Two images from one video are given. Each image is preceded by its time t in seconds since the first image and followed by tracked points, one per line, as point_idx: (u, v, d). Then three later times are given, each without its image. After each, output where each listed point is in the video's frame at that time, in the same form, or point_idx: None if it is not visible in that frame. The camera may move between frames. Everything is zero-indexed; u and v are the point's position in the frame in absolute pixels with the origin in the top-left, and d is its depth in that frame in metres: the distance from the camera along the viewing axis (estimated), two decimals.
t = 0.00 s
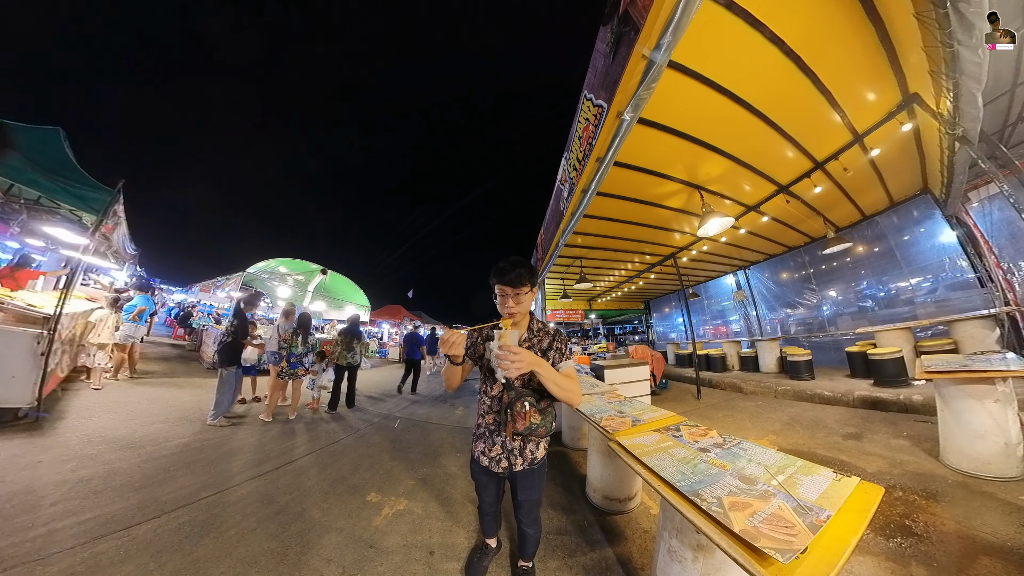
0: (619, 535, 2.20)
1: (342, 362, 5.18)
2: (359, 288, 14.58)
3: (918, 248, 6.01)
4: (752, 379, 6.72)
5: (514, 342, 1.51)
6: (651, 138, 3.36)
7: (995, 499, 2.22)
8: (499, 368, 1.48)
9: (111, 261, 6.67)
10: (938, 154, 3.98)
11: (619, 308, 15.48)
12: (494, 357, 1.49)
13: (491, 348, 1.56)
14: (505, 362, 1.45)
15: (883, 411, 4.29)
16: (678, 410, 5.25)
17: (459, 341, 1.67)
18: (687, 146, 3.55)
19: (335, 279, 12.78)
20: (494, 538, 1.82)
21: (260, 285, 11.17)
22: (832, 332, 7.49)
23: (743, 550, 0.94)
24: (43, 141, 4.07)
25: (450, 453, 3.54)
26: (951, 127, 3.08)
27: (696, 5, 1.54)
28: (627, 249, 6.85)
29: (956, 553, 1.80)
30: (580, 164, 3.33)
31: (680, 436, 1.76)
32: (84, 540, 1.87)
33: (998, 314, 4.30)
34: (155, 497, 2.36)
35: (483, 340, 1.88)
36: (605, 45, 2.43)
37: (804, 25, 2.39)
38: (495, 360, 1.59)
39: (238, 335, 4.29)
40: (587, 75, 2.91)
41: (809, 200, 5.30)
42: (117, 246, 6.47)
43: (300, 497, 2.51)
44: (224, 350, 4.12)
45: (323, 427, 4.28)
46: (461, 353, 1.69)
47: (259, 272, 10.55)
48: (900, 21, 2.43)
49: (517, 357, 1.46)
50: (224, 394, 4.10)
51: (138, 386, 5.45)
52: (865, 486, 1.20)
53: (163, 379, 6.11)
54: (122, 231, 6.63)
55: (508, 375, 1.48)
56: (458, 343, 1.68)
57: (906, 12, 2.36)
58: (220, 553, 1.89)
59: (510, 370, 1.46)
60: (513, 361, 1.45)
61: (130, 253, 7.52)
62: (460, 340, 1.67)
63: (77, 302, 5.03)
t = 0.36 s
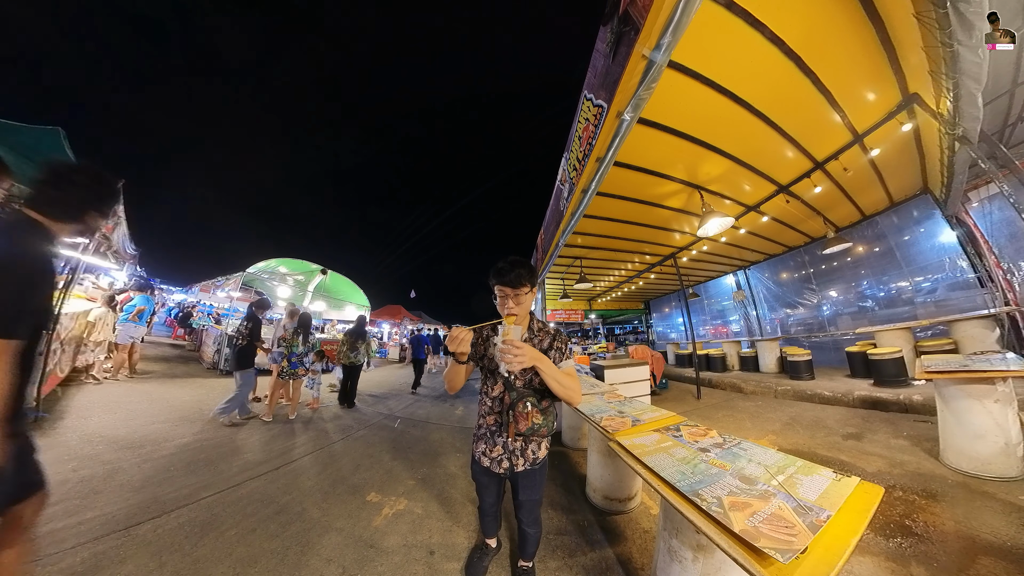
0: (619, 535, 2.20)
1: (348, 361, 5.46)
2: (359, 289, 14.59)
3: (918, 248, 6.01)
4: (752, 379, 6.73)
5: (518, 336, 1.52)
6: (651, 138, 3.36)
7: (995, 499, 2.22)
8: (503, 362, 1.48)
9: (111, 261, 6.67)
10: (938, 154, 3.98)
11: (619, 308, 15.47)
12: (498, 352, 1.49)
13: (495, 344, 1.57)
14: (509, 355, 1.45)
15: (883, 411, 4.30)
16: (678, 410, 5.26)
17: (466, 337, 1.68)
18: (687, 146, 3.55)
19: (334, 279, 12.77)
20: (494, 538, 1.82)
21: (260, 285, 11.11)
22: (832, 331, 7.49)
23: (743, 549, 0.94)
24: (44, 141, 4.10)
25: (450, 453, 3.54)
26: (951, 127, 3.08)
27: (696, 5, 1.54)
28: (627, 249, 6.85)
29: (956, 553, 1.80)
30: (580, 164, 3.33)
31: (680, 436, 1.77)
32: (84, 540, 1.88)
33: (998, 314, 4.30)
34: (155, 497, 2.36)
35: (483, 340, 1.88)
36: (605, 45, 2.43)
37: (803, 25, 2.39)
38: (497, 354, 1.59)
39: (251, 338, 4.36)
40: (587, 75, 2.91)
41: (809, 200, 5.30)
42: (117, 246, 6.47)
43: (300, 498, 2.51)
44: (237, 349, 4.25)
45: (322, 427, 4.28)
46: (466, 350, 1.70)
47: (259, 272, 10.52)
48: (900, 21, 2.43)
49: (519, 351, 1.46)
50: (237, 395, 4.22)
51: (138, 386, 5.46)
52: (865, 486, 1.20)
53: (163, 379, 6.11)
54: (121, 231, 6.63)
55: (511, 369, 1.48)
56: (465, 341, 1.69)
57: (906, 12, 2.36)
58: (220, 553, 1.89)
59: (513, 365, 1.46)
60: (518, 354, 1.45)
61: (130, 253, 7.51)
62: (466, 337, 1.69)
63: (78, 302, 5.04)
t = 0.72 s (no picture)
0: (619, 536, 2.20)
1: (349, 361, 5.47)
2: (359, 289, 14.60)
3: (918, 248, 6.01)
4: (752, 379, 6.73)
5: (518, 336, 1.52)
6: (651, 138, 3.36)
7: (994, 499, 2.22)
8: (503, 363, 1.47)
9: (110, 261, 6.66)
10: (939, 154, 3.98)
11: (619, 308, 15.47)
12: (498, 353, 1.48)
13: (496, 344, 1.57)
14: (510, 356, 1.45)
15: (883, 411, 4.29)
16: (678, 410, 5.26)
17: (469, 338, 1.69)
18: (687, 146, 3.56)
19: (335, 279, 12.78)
20: (494, 538, 1.82)
21: (260, 285, 11.11)
22: (832, 331, 7.49)
23: (743, 550, 0.94)
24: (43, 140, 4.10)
25: (450, 453, 3.54)
26: (951, 127, 3.08)
27: (696, 5, 1.54)
28: (628, 249, 6.85)
29: (957, 553, 1.80)
30: (580, 164, 3.33)
31: (680, 436, 1.77)
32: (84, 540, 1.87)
33: (998, 314, 4.30)
34: (155, 497, 2.36)
35: (484, 340, 1.88)
36: (605, 45, 2.43)
37: (804, 25, 2.39)
38: (497, 354, 1.59)
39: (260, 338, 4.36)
40: (587, 75, 2.91)
41: (809, 201, 5.30)
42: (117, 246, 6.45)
43: (301, 497, 2.51)
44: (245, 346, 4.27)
45: (322, 427, 4.28)
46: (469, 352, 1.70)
47: (259, 272, 10.52)
48: (900, 21, 2.43)
49: (520, 351, 1.46)
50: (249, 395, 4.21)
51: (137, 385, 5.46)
52: (865, 486, 1.20)
53: (163, 379, 6.10)
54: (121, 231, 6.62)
55: (511, 369, 1.48)
56: (468, 342, 1.69)
57: (906, 12, 2.36)
58: (220, 552, 1.90)
59: (513, 365, 1.46)
60: (518, 355, 1.45)
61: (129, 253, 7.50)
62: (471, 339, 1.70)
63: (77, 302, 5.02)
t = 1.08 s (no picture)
0: (619, 535, 2.20)
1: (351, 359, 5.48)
2: (359, 289, 14.61)
3: (918, 248, 6.01)
4: (752, 379, 6.73)
5: (517, 337, 1.51)
6: (651, 138, 3.36)
7: (995, 499, 2.22)
8: (502, 364, 1.47)
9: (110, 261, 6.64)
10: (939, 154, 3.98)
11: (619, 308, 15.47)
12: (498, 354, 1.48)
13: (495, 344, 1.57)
14: (509, 357, 1.45)
15: (883, 411, 4.29)
16: (678, 410, 5.26)
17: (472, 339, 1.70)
18: (687, 146, 3.56)
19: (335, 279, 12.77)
20: (494, 538, 1.82)
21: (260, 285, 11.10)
22: (832, 331, 7.49)
23: (743, 550, 0.94)
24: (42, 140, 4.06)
25: (450, 453, 3.54)
26: (951, 127, 3.08)
27: (696, 5, 1.54)
28: (628, 248, 6.85)
29: (957, 553, 1.80)
30: (580, 164, 3.33)
31: (680, 436, 1.76)
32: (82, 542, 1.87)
33: (998, 314, 4.30)
34: (154, 498, 2.36)
35: (484, 341, 1.88)
36: (605, 45, 2.43)
37: (803, 25, 2.39)
38: (497, 355, 1.59)
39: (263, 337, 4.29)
40: (587, 75, 2.91)
41: (809, 200, 5.30)
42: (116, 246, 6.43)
43: (301, 497, 2.51)
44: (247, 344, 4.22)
45: (323, 427, 4.28)
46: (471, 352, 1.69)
47: (259, 272, 10.50)
48: (900, 21, 2.43)
49: (519, 352, 1.46)
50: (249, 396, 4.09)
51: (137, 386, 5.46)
52: (865, 486, 1.20)
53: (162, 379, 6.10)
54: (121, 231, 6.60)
55: (511, 370, 1.48)
56: (471, 343, 1.69)
57: (906, 12, 2.36)
58: (220, 553, 1.89)
59: (512, 366, 1.46)
60: (518, 356, 1.46)
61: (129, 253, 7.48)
62: (474, 341, 1.70)
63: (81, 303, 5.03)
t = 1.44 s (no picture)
0: (619, 535, 2.20)
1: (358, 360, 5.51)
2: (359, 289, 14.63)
3: (918, 248, 6.01)
4: (752, 379, 6.73)
5: (517, 338, 1.51)
6: (652, 138, 3.36)
7: (994, 499, 2.22)
8: (502, 366, 1.47)
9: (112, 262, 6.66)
10: (939, 154, 3.98)
11: (619, 308, 15.44)
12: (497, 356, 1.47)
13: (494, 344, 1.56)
14: (509, 360, 1.45)
15: (883, 411, 4.30)
16: (678, 410, 5.27)
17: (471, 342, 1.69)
18: (687, 146, 3.55)
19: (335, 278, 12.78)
20: (494, 538, 1.82)
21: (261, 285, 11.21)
22: (832, 331, 7.49)
23: (743, 549, 0.94)
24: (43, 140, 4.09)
25: (450, 453, 3.54)
26: (951, 127, 3.08)
27: (696, 5, 1.54)
28: (628, 249, 6.85)
29: (956, 553, 1.80)
30: (580, 164, 3.33)
31: (680, 436, 1.77)
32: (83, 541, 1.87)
33: (997, 314, 4.31)
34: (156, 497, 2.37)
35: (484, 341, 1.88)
36: (605, 45, 2.43)
37: (804, 25, 2.39)
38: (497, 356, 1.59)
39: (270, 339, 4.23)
40: (587, 75, 2.91)
41: (809, 200, 5.30)
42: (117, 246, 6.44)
43: (301, 497, 2.52)
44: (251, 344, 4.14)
45: (323, 427, 4.30)
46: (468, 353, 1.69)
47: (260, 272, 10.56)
48: (900, 21, 2.43)
49: (520, 354, 1.46)
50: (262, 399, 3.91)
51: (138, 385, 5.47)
52: (865, 486, 1.20)
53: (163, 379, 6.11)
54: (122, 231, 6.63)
55: (510, 373, 1.48)
56: (470, 346, 1.68)
57: (906, 12, 2.36)
58: (220, 553, 1.89)
59: (511, 367, 1.46)
60: (518, 358, 1.46)
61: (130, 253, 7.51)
62: (473, 342, 1.70)
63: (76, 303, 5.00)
